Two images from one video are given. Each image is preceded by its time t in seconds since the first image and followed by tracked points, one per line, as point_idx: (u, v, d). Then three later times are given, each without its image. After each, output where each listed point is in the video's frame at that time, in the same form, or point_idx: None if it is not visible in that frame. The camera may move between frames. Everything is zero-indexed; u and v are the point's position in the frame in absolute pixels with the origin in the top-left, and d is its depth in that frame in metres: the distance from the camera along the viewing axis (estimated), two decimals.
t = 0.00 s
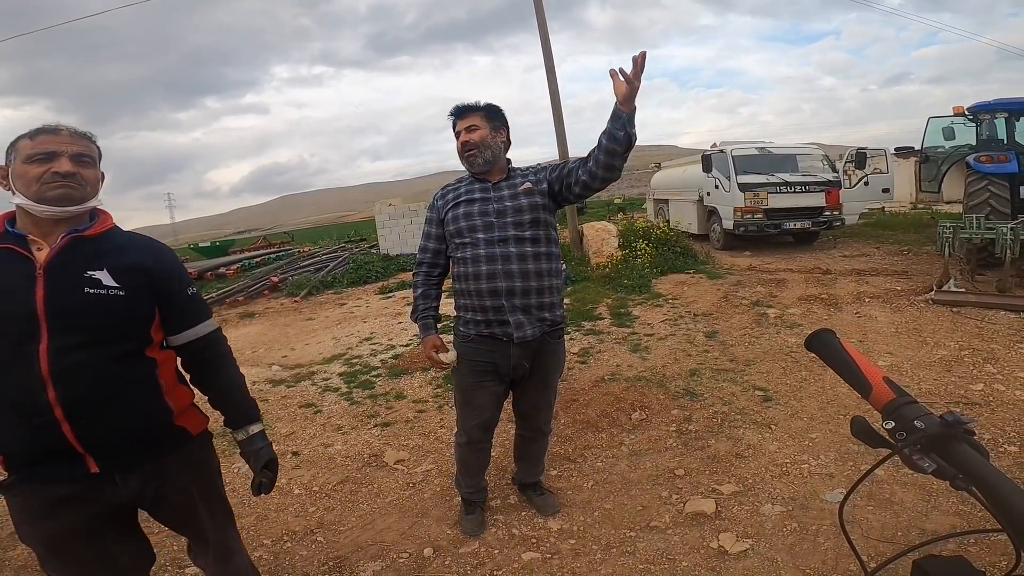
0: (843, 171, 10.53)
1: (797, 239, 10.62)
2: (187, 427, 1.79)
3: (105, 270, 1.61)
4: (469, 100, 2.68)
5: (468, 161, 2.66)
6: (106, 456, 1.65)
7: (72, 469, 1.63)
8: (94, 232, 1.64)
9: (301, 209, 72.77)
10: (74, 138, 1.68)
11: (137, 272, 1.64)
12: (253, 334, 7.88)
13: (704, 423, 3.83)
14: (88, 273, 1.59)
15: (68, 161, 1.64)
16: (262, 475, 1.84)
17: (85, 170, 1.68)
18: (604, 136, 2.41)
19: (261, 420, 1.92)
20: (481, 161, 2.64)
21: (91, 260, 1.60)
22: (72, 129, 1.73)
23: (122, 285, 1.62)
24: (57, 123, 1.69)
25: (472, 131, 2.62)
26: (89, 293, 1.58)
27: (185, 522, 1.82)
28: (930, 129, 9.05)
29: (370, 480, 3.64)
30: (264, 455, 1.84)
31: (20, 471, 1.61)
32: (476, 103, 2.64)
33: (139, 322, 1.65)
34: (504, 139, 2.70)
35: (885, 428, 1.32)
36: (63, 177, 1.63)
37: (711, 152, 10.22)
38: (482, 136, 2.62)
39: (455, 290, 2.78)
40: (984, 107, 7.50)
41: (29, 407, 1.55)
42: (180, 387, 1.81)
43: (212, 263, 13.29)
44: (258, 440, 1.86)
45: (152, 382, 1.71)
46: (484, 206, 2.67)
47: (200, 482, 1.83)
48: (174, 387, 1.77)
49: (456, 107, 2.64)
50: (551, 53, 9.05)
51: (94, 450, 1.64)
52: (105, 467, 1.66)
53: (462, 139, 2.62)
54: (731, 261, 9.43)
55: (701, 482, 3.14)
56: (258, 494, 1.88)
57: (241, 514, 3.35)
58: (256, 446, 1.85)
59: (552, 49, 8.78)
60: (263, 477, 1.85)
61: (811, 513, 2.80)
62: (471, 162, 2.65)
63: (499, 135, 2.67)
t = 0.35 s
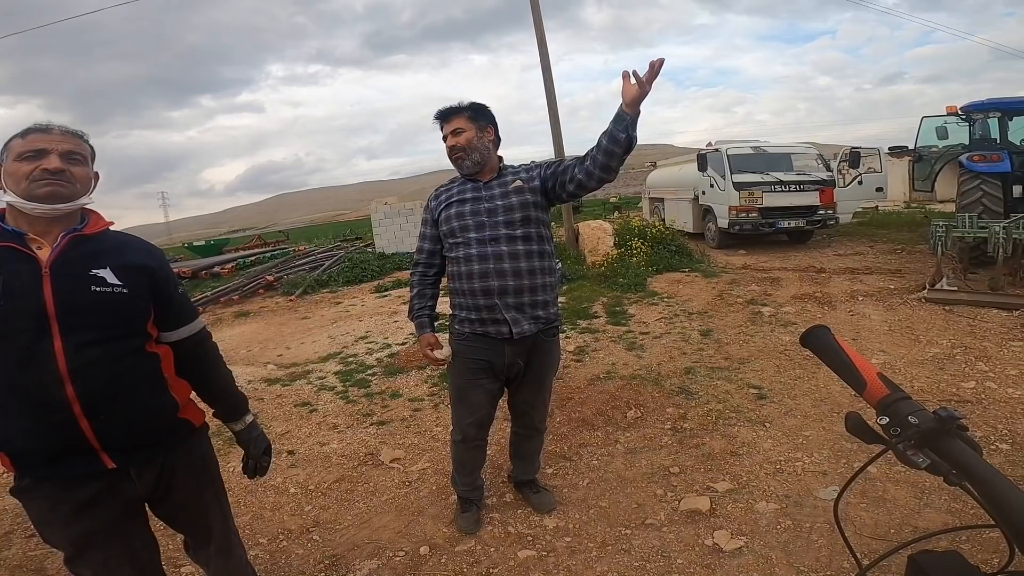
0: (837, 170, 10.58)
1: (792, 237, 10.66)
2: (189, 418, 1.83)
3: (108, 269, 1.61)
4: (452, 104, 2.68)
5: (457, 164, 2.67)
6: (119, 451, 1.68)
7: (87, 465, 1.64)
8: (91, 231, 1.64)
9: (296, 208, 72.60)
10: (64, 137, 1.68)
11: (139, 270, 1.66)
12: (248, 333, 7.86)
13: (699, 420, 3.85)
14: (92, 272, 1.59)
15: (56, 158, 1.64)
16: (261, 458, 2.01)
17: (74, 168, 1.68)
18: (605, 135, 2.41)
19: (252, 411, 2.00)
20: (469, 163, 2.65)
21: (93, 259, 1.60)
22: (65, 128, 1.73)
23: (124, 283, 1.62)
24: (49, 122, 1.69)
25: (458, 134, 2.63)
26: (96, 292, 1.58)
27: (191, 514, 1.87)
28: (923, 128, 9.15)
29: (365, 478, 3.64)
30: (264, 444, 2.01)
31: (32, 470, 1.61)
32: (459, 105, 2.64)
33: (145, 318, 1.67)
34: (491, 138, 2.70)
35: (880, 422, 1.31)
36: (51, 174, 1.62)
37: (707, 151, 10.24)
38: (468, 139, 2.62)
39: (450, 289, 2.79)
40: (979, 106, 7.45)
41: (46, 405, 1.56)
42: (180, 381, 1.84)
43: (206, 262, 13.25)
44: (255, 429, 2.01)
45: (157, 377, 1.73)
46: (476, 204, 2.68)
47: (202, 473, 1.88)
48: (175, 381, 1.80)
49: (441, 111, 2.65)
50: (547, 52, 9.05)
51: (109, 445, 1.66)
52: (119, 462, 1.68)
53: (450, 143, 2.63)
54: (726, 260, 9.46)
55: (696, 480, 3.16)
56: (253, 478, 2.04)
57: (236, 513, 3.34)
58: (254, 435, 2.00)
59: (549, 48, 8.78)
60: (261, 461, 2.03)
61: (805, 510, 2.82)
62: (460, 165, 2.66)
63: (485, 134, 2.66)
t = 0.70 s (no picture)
0: (820, 170, 10.71)
1: (776, 236, 10.77)
2: (181, 415, 1.81)
3: (89, 269, 1.59)
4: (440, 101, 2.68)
5: (443, 163, 2.67)
6: (113, 450, 1.67)
7: (82, 466, 1.64)
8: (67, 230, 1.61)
9: (281, 206, 71.99)
10: (28, 133, 1.63)
11: (120, 267, 1.63)
12: (233, 332, 7.79)
13: (685, 417, 3.89)
14: (71, 273, 1.57)
15: (21, 157, 1.60)
16: (260, 451, 2.01)
17: (40, 165, 1.64)
18: (584, 138, 2.43)
19: (246, 403, 1.99)
20: (456, 161, 2.65)
21: (73, 260, 1.58)
22: (29, 122, 1.68)
23: (107, 282, 1.60)
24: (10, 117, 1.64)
25: (446, 132, 2.63)
26: (77, 293, 1.56)
27: (188, 509, 1.86)
28: (904, 129, 9.31)
29: (353, 478, 3.63)
30: (261, 435, 2.00)
31: (28, 472, 1.60)
32: (447, 103, 2.64)
33: (132, 316, 1.65)
34: (478, 138, 2.71)
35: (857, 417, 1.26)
36: (18, 174, 1.59)
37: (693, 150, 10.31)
38: (455, 138, 2.62)
39: (436, 288, 2.80)
40: (958, 107, 7.57)
41: (40, 409, 1.55)
42: (171, 376, 1.83)
43: (190, 260, 13.11)
44: (252, 420, 2.00)
45: (148, 375, 1.71)
46: (461, 203, 2.68)
47: (195, 470, 1.87)
48: (166, 377, 1.78)
49: (429, 108, 2.65)
50: (536, 51, 9.05)
51: (105, 445, 1.65)
52: (115, 461, 1.67)
53: (437, 140, 2.63)
54: (711, 258, 9.54)
55: (682, 477, 3.19)
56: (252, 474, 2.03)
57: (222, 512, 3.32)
58: (251, 427, 1.99)
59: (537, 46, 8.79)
60: (261, 455, 2.02)
61: (790, 506, 2.86)
62: (446, 163, 2.65)
63: (473, 132, 2.67)
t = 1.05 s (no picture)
0: (806, 169, 10.81)
1: (762, 234, 10.86)
2: (167, 412, 1.81)
3: (72, 266, 1.58)
4: (429, 98, 2.67)
5: (431, 160, 2.66)
6: (102, 448, 1.66)
7: (71, 466, 1.62)
8: (48, 228, 1.59)
9: (268, 204, 71.47)
10: (2, 130, 1.60)
11: (103, 264, 1.62)
12: (219, 331, 7.72)
13: (672, 415, 3.91)
14: (54, 270, 1.55)
15: None
16: (243, 452, 1.99)
17: (17, 162, 1.61)
18: (570, 140, 2.43)
19: (231, 401, 2.00)
20: (443, 160, 2.65)
21: (55, 257, 1.56)
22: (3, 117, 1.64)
23: (91, 279, 1.60)
24: None
25: (434, 129, 2.62)
26: (61, 291, 1.55)
27: (177, 508, 1.84)
28: (888, 129, 9.42)
29: (341, 477, 3.62)
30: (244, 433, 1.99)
31: (16, 473, 1.58)
32: (438, 101, 2.62)
33: (116, 313, 1.65)
34: (466, 136, 2.70)
35: (831, 413, 1.17)
36: None
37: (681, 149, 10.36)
38: (443, 136, 2.62)
39: (421, 286, 2.79)
40: (941, 106, 7.67)
41: (28, 409, 1.53)
42: (156, 374, 1.82)
43: (176, 259, 12.98)
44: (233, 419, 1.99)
45: (135, 372, 1.71)
46: (445, 201, 2.68)
47: (182, 468, 1.86)
48: (151, 374, 1.78)
49: (418, 106, 2.64)
50: (525, 49, 9.05)
51: (94, 443, 1.64)
52: (104, 460, 1.66)
53: (425, 137, 2.62)
54: (699, 256, 9.60)
55: (670, 474, 3.21)
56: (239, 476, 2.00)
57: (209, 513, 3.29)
58: (233, 426, 1.98)
59: (527, 44, 8.78)
60: (242, 456, 2.00)
61: (776, 502, 2.89)
62: (433, 161, 2.65)
63: (462, 131, 2.67)
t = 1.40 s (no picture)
0: (793, 169, 10.89)
1: (750, 233, 10.93)
2: (143, 413, 1.79)
3: (46, 265, 1.58)
4: (416, 95, 2.66)
5: (414, 157, 2.65)
6: (76, 448, 1.64)
7: (44, 466, 1.60)
8: (22, 227, 1.59)
9: (255, 201, 70.92)
10: None
11: (78, 263, 1.63)
12: (205, 330, 7.65)
13: (659, 413, 3.93)
14: (27, 269, 1.55)
15: None
16: (223, 449, 2.02)
17: None
18: (558, 149, 2.43)
19: (208, 402, 2.00)
20: (427, 157, 2.64)
21: (29, 256, 1.56)
22: None
23: (65, 278, 1.59)
24: None
25: (419, 126, 2.62)
26: (35, 290, 1.54)
27: (154, 508, 1.83)
28: (874, 129, 9.52)
29: (327, 476, 3.60)
30: (225, 433, 2.02)
31: None
32: (424, 97, 2.62)
33: (91, 313, 1.65)
34: (452, 134, 2.70)
35: (802, 412, 1.18)
36: None
37: (669, 148, 10.40)
38: (428, 133, 2.61)
39: (405, 285, 2.78)
40: (926, 107, 7.75)
41: None
42: (131, 374, 1.81)
43: (161, 257, 12.84)
44: (216, 418, 2.01)
45: (110, 372, 1.69)
46: (430, 200, 2.67)
47: (159, 468, 1.84)
48: (126, 374, 1.76)
49: (404, 102, 2.63)
50: (515, 48, 9.03)
51: (67, 443, 1.62)
52: (78, 461, 1.64)
53: (410, 134, 2.61)
54: (687, 255, 9.64)
55: (657, 472, 3.23)
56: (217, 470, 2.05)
57: (193, 513, 3.27)
58: (215, 425, 2.00)
59: (517, 42, 8.76)
60: (223, 452, 2.03)
61: (760, 500, 2.91)
62: (417, 158, 2.65)
63: (447, 128, 2.67)
